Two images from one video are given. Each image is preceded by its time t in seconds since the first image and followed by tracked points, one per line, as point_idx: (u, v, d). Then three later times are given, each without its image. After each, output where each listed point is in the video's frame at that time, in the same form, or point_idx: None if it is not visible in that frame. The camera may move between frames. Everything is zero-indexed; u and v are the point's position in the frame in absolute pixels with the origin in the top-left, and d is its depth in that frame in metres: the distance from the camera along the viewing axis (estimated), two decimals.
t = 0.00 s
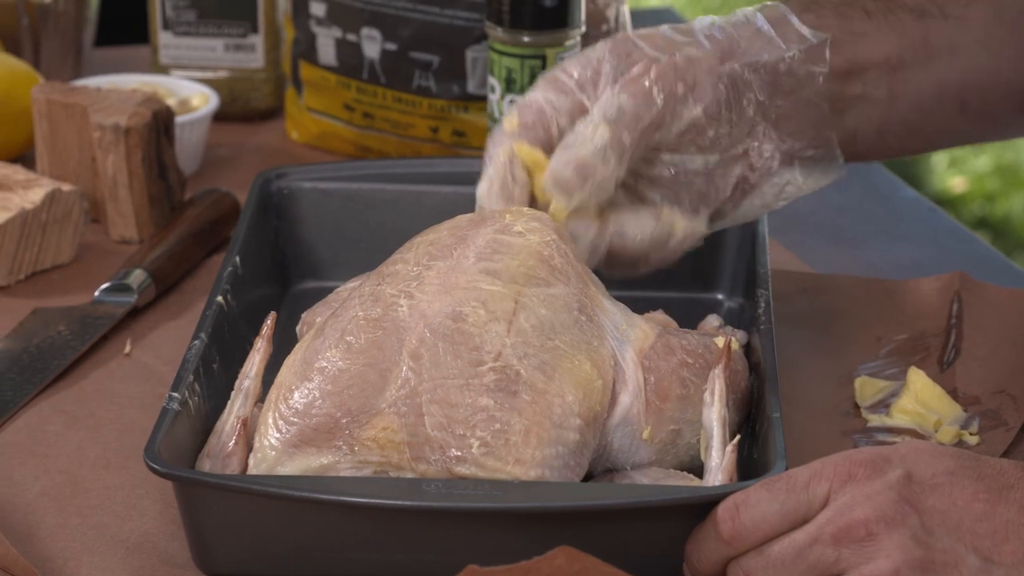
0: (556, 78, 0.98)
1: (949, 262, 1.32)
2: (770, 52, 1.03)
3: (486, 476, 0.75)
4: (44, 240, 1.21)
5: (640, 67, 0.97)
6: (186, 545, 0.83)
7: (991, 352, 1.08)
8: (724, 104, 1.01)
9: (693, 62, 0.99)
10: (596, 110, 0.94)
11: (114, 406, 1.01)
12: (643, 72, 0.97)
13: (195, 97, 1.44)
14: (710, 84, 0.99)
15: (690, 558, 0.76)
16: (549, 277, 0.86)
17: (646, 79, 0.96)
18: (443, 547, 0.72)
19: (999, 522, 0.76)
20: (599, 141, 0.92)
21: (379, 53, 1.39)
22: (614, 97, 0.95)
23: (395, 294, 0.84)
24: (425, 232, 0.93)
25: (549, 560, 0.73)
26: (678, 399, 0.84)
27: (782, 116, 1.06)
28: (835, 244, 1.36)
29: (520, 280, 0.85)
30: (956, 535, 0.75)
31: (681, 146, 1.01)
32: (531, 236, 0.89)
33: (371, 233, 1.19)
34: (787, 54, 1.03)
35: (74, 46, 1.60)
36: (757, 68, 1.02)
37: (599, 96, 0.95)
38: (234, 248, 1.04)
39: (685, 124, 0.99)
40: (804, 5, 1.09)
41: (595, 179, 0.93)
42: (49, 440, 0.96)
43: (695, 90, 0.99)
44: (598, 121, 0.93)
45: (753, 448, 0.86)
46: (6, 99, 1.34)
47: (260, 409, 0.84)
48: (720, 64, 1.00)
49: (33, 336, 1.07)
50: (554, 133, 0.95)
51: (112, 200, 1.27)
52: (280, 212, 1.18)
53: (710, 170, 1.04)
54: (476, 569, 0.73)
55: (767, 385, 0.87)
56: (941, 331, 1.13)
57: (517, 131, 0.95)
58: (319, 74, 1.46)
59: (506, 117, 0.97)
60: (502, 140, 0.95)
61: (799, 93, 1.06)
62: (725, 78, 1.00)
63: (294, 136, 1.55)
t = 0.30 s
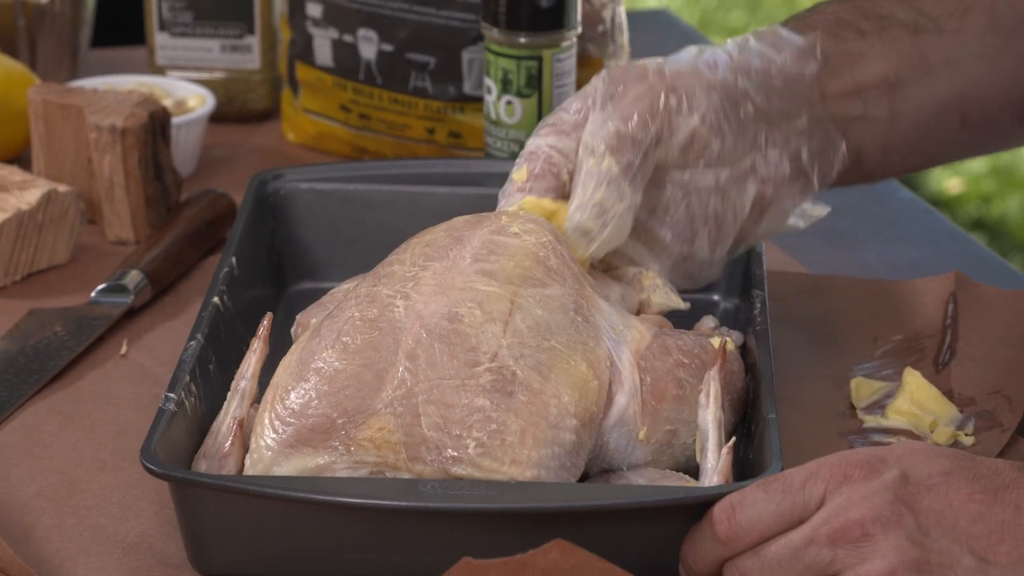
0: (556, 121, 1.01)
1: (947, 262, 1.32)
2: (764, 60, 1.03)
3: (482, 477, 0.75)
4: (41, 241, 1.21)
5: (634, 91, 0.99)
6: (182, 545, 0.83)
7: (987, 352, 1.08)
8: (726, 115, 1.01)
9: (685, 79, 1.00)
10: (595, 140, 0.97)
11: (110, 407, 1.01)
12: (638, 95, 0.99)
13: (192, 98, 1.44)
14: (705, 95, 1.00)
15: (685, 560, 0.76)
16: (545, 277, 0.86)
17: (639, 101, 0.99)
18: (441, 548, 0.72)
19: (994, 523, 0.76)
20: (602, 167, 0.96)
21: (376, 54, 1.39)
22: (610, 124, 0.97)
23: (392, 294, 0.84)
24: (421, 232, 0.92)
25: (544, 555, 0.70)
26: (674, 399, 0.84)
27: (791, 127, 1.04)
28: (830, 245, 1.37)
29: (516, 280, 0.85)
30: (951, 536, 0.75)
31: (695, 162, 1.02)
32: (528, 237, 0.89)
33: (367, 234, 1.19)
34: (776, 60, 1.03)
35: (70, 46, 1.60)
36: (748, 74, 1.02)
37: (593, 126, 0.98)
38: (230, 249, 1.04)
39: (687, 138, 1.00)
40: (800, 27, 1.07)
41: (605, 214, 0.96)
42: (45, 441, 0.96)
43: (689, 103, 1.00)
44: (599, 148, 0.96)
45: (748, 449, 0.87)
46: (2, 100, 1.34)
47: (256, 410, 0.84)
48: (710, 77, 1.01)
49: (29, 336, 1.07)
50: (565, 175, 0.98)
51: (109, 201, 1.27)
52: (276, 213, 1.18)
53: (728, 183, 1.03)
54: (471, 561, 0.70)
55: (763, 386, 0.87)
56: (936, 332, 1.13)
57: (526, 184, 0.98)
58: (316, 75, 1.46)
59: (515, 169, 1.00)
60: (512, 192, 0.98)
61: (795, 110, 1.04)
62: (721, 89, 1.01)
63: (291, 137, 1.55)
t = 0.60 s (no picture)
0: (566, 186, 0.99)
1: (953, 266, 1.32)
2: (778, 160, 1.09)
3: (488, 478, 0.75)
4: (48, 242, 1.21)
5: (660, 192, 1.00)
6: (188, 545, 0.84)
7: (991, 354, 1.08)
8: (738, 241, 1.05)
9: (713, 213, 1.02)
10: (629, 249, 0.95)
11: (116, 407, 1.02)
12: (667, 199, 1.00)
13: (199, 100, 1.44)
14: (726, 231, 1.03)
15: (690, 560, 0.76)
16: (560, 283, 0.86)
17: (664, 215, 0.99)
18: (444, 548, 0.72)
19: (997, 524, 0.76)
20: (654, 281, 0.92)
21: (382, 57, 1.40)
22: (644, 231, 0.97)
23: (407, 292, 0.84)
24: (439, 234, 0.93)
25: (550, 561, 0.72)
26: (690, 405, 0.84)
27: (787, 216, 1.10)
28: (834, 248, 1.37)
29: (531, 284, 0.85)
30: (955, 537, 0.75)
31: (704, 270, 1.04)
32: (546, 241, 0.89)
33: (373, 236, 1.19)
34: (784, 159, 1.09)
35: (77, 49, 1.61)
36: (764, 193, 1.07)
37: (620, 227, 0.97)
38: (237, 251, 1.04)
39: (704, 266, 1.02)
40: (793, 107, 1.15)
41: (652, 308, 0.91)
42: (52, 441, 0.96)
43: (710, 216, 1.01)
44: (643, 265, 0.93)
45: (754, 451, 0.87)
46: (10, 102, 1.34)
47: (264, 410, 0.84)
48: (733, 197, 1.04)
49: (36, 337, 1.07)
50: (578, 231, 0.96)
51: (116, 203, 1.27)
52: (282, 215, 1.18)
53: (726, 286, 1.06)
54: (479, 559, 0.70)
55: (768, 388, 0.87)
56: (941, 335, 1.13)
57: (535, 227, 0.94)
58: (322, 78, 1.47)
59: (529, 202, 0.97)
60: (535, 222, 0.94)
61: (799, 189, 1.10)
62: (739, 210, 1.04)
63: (298, 140, 1.56)
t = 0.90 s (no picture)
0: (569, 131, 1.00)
1: (952, 266, 1.32)
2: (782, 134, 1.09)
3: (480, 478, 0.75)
4: (49, 242, 1.22)
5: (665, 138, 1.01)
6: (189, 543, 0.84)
7: (989, 353, 1.08)
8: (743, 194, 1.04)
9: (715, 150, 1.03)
10: (628, 162, 0.97)
11: (117, 406, 1.02)
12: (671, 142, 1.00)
13: (199, 101, 1.45)
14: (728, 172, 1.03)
15: (686, 560, 0.76)
16: (537, 267, 0.86)
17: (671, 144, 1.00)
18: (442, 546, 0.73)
19: (992, 521, 0.77)
20: (636, 190, 0.95)
21: (382, 58, 1.40)
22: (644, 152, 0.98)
23: (387, 294, 0.84)
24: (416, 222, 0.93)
25: (549, 558, 0.69)
26: (657, 388, 0.85)
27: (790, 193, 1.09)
28: (834, 250, 1.37)
29: (507, 274, 0.85)
30: (950, 534, 0.76)
31: (702, 219, 1.02)
32: (515, 219, 0.90)
33: (379, 235, 1.20)
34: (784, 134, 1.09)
35: (78, 50, 1.61)
36: (766, 158, 1.07)
37: (622, 146, 0.98)
38: (241, 249, 1.05)
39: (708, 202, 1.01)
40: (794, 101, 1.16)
41: (631, 219, 0.94)
42: (53, 440, 0.97)
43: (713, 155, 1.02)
44: (629, 178, 0.95)
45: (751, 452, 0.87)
46: (12, 102, 1.35)
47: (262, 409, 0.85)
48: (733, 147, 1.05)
49: (37, 337, 1.07)
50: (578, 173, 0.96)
51: (117, 203, 1.28)
52: (290, 214, 1.19)
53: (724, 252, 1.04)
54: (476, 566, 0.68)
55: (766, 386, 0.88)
56: (939, 336, 1.13)
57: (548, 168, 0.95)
58: (323, 79, 1.47)
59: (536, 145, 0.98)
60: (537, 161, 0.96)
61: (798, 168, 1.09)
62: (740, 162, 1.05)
63: (298, 140, 1.56)
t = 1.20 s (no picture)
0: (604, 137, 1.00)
1: (943, 269, 1.33)
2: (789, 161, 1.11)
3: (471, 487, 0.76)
4: (40, 245, 1.22)
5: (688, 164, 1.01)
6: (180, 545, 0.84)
7: (977, 354, 1.09)
8: (752, 226, 1.06)
9: (734, 185, 1.03)
10: (650, 195, 0.97)
11: (109, 409, 1.02)
12: (693, 171, 1.01)
13: (191, 105, 1.45)
14: (741, 210, 1.04)
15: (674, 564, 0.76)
16: (527, 280, 0.85)
17: (693, 174, 1.01)
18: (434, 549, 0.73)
19: (980, 521, 0.77)
20: (647, 220, 0.95)
21: (373, 62, 1.41)
22: (666, 183, 0.98)
23: (380, 297, 0.84)
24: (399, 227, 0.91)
25: (540, 559, 0.71)
26: (648, 404, 0.85)
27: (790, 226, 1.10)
28: (824, 252, 1.38)
29: (495, 283, 0.84)
30: (938, 535, 0.76)
31: (708, 250, 1.03)
32: (513, 229, 0.87)
33: (357, 242, 1.20)
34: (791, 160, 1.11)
35: (70, 54, 1.61)
36: (776, 185, 1.08)
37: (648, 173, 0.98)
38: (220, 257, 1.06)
39: (718, 238, 1.03)
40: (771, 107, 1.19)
41: (637, 244, 0.94)
42: (45, 443, 0.97)
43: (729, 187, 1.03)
44: (646, 208, 0.96)
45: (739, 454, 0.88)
46: (4, 105, 1.35)
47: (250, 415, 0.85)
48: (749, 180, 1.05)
49: (28, 341, 1.08)
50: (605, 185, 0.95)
51: (108, 207, 1.28)
52: (266, 221, 1.19)
53: (728, 278, 1.06)
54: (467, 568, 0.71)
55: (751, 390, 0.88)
56: (928, 336, 1.14)
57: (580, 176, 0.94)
58: (314, 83, 1.47)
59: (574, 152, 0.96)
60: (567, 168, 0.94)
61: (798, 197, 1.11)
62: (753, 192, 1.05)
63: (289, 144, 1.56)
